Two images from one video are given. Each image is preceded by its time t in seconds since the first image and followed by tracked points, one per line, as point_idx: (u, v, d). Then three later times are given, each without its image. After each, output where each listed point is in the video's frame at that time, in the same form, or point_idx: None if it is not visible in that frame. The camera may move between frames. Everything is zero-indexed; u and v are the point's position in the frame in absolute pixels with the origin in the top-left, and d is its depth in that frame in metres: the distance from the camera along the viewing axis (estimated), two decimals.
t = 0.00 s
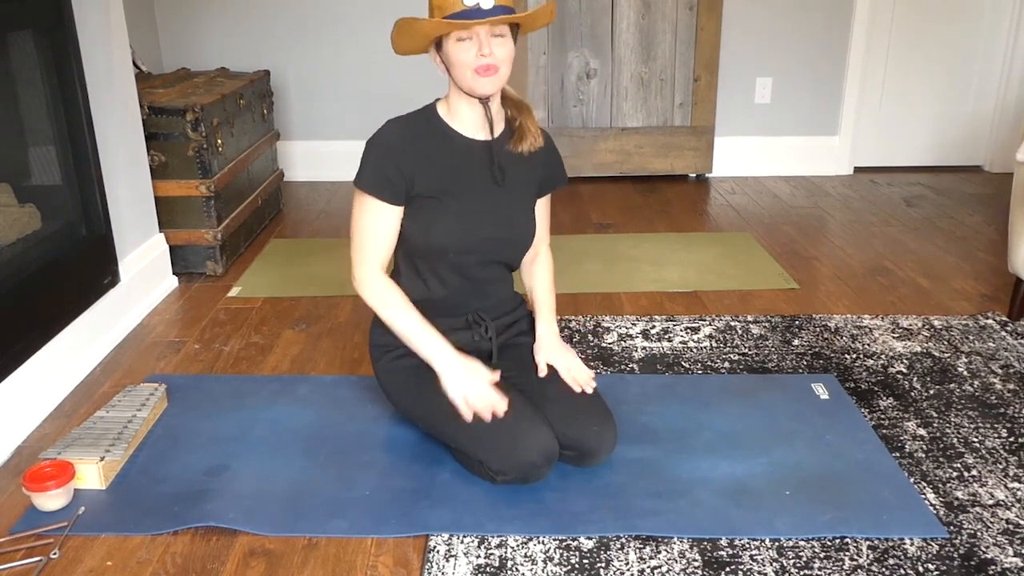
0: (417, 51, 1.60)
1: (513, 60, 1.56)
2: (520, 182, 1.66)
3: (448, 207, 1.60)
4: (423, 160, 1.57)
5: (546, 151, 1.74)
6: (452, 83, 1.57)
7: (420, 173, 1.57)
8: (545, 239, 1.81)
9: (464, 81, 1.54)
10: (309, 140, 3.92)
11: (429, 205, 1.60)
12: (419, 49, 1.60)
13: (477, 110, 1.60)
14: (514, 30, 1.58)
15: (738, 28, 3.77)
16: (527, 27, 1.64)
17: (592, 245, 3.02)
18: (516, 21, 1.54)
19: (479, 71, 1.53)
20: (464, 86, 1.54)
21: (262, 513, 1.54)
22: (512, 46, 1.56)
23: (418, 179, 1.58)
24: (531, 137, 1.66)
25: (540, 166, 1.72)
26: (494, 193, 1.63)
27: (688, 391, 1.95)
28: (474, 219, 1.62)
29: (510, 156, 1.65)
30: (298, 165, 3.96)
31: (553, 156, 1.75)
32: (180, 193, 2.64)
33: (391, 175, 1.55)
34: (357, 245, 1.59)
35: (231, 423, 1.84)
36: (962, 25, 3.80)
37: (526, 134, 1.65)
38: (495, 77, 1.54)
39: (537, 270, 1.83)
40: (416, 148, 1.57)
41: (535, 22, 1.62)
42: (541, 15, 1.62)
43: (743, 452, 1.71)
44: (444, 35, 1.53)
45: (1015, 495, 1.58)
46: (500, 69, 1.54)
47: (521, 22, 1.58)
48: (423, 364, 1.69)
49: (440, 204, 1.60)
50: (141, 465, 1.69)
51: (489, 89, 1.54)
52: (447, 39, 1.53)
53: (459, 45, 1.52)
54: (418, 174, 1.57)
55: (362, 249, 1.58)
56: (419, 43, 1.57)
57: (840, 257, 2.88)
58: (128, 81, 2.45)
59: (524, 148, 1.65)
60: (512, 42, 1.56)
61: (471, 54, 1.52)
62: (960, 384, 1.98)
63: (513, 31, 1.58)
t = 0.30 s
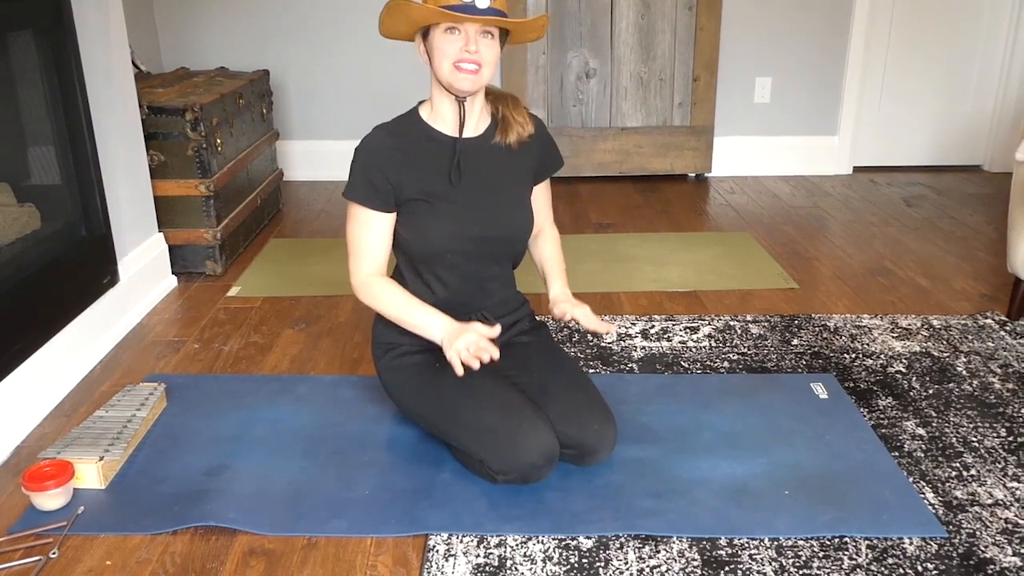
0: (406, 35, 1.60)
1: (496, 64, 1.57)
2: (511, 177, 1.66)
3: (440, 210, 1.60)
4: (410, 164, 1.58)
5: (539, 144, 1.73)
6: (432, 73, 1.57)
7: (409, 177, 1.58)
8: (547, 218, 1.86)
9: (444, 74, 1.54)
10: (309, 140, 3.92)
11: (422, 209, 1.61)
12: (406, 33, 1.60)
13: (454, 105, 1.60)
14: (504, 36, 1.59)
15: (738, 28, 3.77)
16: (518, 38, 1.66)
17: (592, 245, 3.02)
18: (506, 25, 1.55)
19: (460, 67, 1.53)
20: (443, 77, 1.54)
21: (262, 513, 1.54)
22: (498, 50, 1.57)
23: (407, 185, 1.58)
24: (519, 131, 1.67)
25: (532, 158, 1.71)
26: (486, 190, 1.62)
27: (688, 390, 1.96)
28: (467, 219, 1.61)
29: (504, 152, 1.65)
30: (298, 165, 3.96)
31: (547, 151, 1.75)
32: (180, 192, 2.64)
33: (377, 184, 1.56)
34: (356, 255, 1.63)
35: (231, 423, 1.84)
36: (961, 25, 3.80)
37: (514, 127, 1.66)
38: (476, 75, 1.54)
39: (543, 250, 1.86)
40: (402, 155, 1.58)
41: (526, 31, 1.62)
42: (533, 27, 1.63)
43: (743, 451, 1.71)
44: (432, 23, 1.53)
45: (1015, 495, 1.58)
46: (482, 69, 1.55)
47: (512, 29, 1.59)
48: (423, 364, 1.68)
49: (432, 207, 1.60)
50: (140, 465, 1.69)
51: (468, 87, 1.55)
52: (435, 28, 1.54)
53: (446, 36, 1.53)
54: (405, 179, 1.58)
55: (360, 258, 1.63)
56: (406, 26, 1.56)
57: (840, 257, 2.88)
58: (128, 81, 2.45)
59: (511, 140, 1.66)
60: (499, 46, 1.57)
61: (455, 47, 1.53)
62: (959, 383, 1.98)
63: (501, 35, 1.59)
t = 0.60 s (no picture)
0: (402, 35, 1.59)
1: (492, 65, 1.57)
2: (509, 172, 1.65)
3: (436, 212, 1.60)
4: (405, 166, 1.58)
5: (539, 143, 1.73)
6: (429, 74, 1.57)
7: (404, 180, 1.58)
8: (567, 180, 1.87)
9: (441, 74, 1.54)
10: (309, 140, 3.92)
11: (419, 209, 1.60)
12: (402, 34, 1.60)
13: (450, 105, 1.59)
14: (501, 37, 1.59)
15: (738, 28, 3.77)
16: (515, 40, 1.66)
17: (592, 245, 3.02)
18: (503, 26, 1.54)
19: (457, 67, 1.53)
20: (439, 76, 1.54)
21: (262, 513, 1.54)
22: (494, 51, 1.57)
23: (401, 188, 1.58)
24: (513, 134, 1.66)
25: (530, 151, 1.70)
26: (482, 188, 1.62)
27: (688, 390, 1.96)
28: (465, 220, 1.61)
29: (502, 152, 1.65)
30: (298, 165, 3.95)
31: (546, 150, 1.74)
32: (180, 193, 2.64)
33: (369, 186, 1.56)
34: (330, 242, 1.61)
35: (231, 423, 1.84)
36: (961, 25, 3.80)
37: (507, 128, 1.65)
38: (471, 76, 1.54)
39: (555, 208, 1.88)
40: (397, 157, 1.57)
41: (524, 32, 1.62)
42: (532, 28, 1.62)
43: (743, 452, 1.71)
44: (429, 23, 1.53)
45: (1016, 495, 1.58)
46: (479, 70, 1.54)
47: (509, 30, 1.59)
48: (423, 364, 1.68)
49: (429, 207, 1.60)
50: (141, 465, 1.69)
51: (464, 88, 1.54)
52: (432, 29, 1.53)
53: (443, 37, 1.52)
54: (400, 181, 1.58)
55: (334, 244, 1.61)
56: (403, 25, 1.56)
57: (840, 257, 2.88)
58: (129, 81, 2.45)
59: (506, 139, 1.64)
60: (496, 47, 1.57)
61: (452, 47, 1.52)
62: (960, 384, 1.98)
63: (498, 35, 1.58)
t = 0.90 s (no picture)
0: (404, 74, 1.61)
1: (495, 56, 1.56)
2: (516, 185, 1.65)
3: (443, 215, 1.60)
4: (417, 164, 1.59)
5: (545, 152, 1.73)
6: (444, 95, 1.58)
7: (415, 178, 1.58)
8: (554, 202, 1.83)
9: (457, 89, 1.54)
10: (309, 140, 3.92)
11: (425, 213, 1.61)
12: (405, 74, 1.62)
13: (470, 113, 1.60)
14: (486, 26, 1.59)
15: (738, 28, 3.77)
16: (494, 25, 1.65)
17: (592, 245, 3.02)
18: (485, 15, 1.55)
19: (466, 75, 1.53)
20: (457, 92, 1.54)
21: (262, 513, 1.54)
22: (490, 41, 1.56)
23: (412, 186, 1.59)
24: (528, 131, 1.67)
25: (537, 166, 1.71)
26: (489, 192, 1.62)
27: (688, 390, 1.96)
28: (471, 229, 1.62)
29: (507, 154, 1.65)
30: (298, 165, 3.95)
31: (552, 159, 1.75)
32: (180, 192, 2.64)
33: (382, 180, 1.57)
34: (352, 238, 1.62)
35: (231, 423, 1.84)
36: (961, 25, 3.80)
37: (521, 131, 1.65)
38: (483, 76, 1.54)
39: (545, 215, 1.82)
40: (410, 154, 1.58)
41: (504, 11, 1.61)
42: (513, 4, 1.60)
43: (743, 452, 1.71)
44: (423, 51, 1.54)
45: (1015, 495, 1.58)
46: (486, 67, 1.54)
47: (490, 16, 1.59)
48: (423, 364, 1.68)
49: (435, 212, 1.60)
50: (141, 464, 1.69)
51: (482, 89, 1.54)
52: (427, 54, 1.54)
53: (440, 56, 1.53)
54: (411, 180, 1.58)
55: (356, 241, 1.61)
56: (402, 67, 1.58)
57: (840, 257, 2.88)
58: (129, 81, 2.45)
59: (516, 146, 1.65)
60: (489, 38, 1.57)
61: (453, 60, 1.53)
62: (959, 383, 1.98)
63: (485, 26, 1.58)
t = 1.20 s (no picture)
0: (422, 74, 1.62)
1: (511, 62, 1.55)
2: (525, 196, 1.65)
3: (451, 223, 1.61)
4: (431, 175, 1.58)
5: (558, 164, 1.73)
6: (455, 95, 1.57)
7: (427, 188, 1.58)
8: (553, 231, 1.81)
9: (466, 89, 1.54)
10: (308, 141, 3.92)
11: (434, 219, 1.61)
12: (423, 74, 1.62)
13: (481, 119, 1.59)
14: (508, 31, 1.58)
15: (738, 28, 3.77)
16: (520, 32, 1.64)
17: (592, 245, 3.02)
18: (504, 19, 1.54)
19: (477, 75, 1.52)
20: (466, 93, 1.54)
21: (262, 513, 1.54)
22: (509, 46, 1.56)
23: (424, 196, 1.58)
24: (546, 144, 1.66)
25: (548, 178, 1.70)
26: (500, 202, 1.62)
27: (688, 390, 1.96)
28: (478, 238, 1.62)
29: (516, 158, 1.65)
30: (298, 165, 3.95)
31: (563, 169, 1.75)
32: (180, 192, 2.64)
33: (395, 191, 1.55)
34: (355, 251, 1.60)
35: (231, 423, 1.84)
36: (961, 25, 3.80)
37: (538, 145, 1.64)
38: (495, 79, 1.53)
39: (540, 264, 1.82)
40: (423, 164, 1.57)
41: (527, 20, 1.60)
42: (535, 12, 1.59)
43: (742, 452, 1.71)
44: (437, 47, 1.55)
45: (1014, 495, 1.58)
46: (498, 70, 1.53)
47: (512, 21, 1.58)
48: (423, 364, 1.68)
49: (444, 220, 1.61)
50: (141, 464, 1.69)
51: (492, 92, 1.53)
52: (442, 52, 1.55)
53: (453, 54, 1.53)
54: (423, 189, 1.58)
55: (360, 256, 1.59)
56: (417, 64, 1.58)
57: (840, 258, 2.88)
58: (128, 81, 2.46)
59: (532, 160, 1.64)
60: (508, 42, 1.56)
61: (465, 60, 1.52)
62: (959, 383, 1.98)
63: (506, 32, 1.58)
